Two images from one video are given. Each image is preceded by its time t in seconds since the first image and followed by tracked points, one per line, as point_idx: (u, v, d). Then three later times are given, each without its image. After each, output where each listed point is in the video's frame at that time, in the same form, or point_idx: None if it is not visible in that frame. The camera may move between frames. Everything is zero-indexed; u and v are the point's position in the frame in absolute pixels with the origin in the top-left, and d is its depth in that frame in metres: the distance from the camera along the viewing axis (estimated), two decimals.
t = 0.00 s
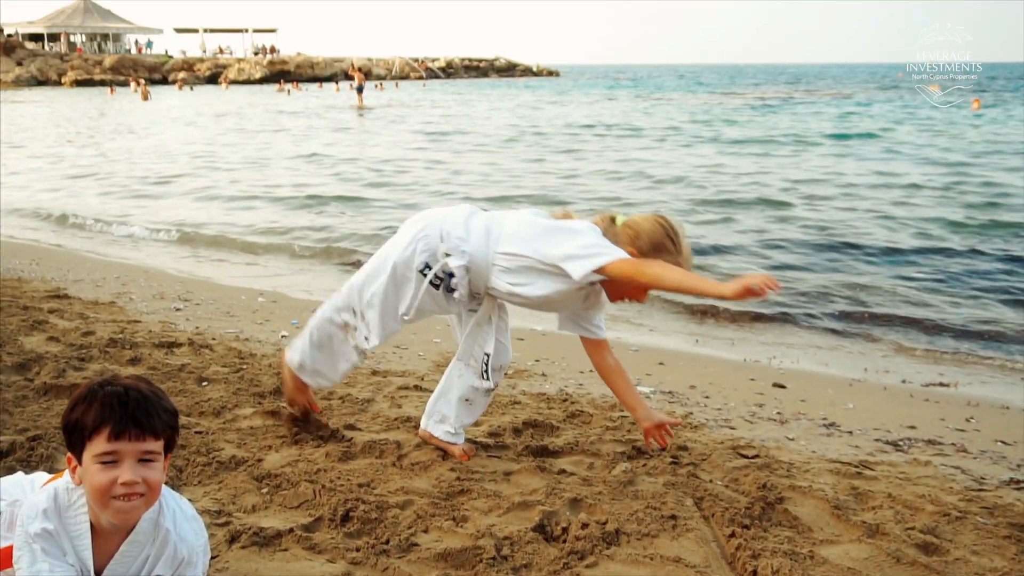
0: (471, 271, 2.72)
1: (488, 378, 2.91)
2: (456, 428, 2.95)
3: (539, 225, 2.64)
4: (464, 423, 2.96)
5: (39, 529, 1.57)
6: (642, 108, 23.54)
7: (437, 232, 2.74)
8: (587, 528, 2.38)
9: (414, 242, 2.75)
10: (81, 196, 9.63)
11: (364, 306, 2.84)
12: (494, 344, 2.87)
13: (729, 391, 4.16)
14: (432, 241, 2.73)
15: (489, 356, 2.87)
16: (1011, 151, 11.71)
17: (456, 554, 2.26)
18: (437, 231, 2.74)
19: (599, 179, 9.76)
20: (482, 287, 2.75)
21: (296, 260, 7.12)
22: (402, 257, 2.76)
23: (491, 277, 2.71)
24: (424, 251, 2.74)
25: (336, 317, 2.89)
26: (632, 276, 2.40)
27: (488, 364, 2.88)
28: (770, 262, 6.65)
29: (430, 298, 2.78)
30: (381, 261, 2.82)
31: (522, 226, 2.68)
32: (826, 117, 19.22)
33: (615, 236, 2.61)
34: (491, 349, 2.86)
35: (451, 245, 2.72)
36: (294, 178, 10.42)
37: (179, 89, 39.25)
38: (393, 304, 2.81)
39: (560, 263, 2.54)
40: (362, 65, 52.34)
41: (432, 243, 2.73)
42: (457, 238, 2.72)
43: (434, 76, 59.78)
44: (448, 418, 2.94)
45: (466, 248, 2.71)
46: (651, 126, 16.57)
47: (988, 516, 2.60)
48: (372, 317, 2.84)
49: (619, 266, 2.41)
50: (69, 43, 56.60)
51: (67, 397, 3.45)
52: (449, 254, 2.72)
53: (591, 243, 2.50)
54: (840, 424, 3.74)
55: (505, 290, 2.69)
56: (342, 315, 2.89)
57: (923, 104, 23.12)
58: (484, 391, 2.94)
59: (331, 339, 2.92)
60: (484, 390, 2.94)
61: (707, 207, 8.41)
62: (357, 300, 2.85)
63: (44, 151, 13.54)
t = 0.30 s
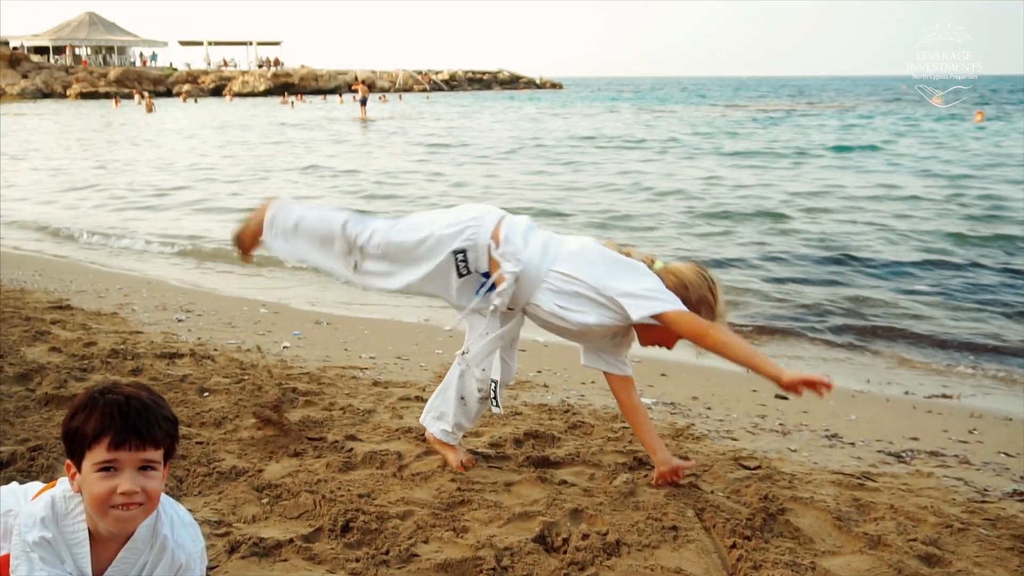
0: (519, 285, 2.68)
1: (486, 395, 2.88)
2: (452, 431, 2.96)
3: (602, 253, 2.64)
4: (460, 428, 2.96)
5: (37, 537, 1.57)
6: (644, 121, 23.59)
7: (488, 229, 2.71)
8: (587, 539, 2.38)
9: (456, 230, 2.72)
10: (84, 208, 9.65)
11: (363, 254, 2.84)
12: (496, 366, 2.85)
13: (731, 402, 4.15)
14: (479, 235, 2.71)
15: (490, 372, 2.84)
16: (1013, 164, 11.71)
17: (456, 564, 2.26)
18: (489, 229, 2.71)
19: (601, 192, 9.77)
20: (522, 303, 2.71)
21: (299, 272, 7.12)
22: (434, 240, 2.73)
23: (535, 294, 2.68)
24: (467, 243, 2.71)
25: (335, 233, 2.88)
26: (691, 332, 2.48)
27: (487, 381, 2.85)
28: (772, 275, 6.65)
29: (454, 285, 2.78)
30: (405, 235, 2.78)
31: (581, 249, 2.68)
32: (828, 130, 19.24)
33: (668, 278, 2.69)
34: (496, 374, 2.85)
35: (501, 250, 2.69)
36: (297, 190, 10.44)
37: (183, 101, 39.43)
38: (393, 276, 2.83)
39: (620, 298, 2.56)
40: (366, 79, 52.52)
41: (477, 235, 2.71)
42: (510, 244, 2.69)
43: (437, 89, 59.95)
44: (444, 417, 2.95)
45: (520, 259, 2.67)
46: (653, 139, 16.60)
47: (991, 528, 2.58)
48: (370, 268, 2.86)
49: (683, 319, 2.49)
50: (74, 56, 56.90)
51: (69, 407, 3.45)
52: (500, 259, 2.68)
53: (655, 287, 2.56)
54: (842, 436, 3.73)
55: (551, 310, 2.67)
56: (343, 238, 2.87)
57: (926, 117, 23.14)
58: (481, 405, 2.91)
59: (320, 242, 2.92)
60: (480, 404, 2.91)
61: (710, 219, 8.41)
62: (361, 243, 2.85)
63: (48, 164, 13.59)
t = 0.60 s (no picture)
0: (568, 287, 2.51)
1: (479, 378, 2.84)
2: (448, 411, 2.96)
3: (660, 283, 2.57)
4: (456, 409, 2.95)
5: (31, 541, 1.57)
6: (644, 131, 23.64)
7: (557, 221, 2.56)
8: (585, 546, 2.37)
9: (528, 204, 2.54)
10: (85, 218, 9.67)
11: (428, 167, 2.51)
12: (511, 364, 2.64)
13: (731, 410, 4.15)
14: (544, 221, 2.54)
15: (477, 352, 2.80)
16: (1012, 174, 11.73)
17: (452, 571, 2.25)
18: (559, 220, 2.56)
19: (601, 202, 9.78)
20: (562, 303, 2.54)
21: (298, 281, 7.13)
22: (498, 206, 2.54)
23: (580, 300, 2.53)
24: (531, 224, 2.54)
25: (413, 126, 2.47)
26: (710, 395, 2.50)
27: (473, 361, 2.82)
28: (772, 285, 6.65)
29: (494, 256, 2.61)
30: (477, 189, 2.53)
31: (639, 272, 2.58)
32: (826, 141, 19.29)
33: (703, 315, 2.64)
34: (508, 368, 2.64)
35: (563, 245, 2.54)
36: (298, 200, 10.46)
37: (185, 112, 39.55)
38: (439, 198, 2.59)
39: (660, 331, 2.47)
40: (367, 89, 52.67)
41: (544, 221, 2.54)
42: (572, 244, 2.55)
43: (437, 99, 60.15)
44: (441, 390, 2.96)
45: (579, 261, 2.52)
46: (652, 149, 16.65)
47: (990, 535, 2.57)
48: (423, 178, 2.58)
49: (707, 378, 2.48)
50: (77, 67, 57.08)
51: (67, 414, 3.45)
52: (560, 254, 2.52)
53: (695, 331, 2.48)
54: (842, 444, 3.72)
55: (592, 321, 2.54)
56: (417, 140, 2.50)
57: (925, 126, 23.20)
58: (469, 389, 2.88)
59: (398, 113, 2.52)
60: (470, 387, 2.88)
61: (709, 229, 8.42)
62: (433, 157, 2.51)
63: (49, 174, 13.62)
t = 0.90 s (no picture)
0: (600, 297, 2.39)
1: (485, 345, 2.63)
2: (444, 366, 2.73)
3: (690, 310, 2.49)
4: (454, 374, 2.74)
5: (20, 540, 1.57)
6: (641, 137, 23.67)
7: (610, 227, 2.44)
8: (579, 547, 2.37)
9: (596, 202, 2.41)
10: (83, 225, 9.67)
11: (550, 118, 2.28)
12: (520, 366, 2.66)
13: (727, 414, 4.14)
14: (599, 224, 2.42)
15: (490, 319, 2.59)
16: (1009, 181, 11.74)
17: (446, 572, 2.25)
18: (611, 227, 2.44)
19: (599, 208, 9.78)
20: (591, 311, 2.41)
21: (295, 286, 7.13)
22: (576, 190, 2.39)
23: (611, 309, 2.42)
24: (594, 221, 2.41)
25: (564, 73, 2.26)
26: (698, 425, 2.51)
27: (484, 326, 2.60)
28: (769, 291, 6.65)
29: (547, 231, 2.44)
30: (576, 166, 2.36)
31: (674, 293, 2.48)
32: (825, 147, 19.32)
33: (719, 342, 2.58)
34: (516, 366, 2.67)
35: (609, 251, 2.41)
36: (296, 206, 10.47)
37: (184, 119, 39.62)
38: (535, 152, 2.37)
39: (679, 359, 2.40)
40: (367, 96, 52.76)
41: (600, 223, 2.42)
42: (618, 251, 2.42)
43: (437, 106, 60.23)
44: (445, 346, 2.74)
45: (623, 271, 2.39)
46: (650, 155, 16.66)
47: (985, 536, 2.57)
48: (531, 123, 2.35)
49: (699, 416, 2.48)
50: (76, 74, 57.17)
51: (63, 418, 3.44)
52: (608, 259, 2.37)
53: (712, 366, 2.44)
54: (838, 447, 3.72)
55: (616, 332, 2.43)
56: (558, 84, 2.27)
57: (923, 133, 23.24)
58: (470, 353, 2.66)
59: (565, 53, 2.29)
60: (473, 353, 2.66)
61: (707, 235, 8.42)
62: (562, 113, 2.30)
63: (47, 181, 13.64)
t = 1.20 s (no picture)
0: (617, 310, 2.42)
1: (487, 306, 2.58)
2: (436, 308, 2.65)
3: (705, 328, 2.48)
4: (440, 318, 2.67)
5: (4, 533, 1.56)
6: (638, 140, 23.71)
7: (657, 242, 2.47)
8: (570, 543, 2.37)
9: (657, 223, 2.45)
10: (80, 228, 9.67)
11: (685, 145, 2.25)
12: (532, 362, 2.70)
13: (721, 413, 4.14)
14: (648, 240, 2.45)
15: (504, 285, 2.53)
16: (1004, 183, 11.76)
17: (436, 569, 2.24)
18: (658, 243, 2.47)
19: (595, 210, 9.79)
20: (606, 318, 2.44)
21: (292, 287, 7.12)
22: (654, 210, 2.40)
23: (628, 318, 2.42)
24: (651, 235, 2.45)
25: (721, 115, 2.23)
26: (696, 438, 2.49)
27: (495, 288, 2.54)
28: (765, 293, 6.66)
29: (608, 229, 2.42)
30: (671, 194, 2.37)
31: (694, 310, 2.48)
32: (821, 149, 19.35)
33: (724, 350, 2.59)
34: (531, 363, 2.69)
35: (645, 261, 2.43)
36: (292, 209, 10.48)
37: (182, 122, 39.64)
38: (648, 165, 2.32)
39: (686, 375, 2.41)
40: (366, 100, 52.82)
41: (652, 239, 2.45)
42: (652, 266, 2.43)
43: (435, 110, 60.28)
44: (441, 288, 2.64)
45: (648, 284, 2.40)
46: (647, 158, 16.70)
47: (977, 532, 2.57)
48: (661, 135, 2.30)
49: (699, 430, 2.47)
50: (74, 78, 57.26)
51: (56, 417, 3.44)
52: (640, 270, 2.40)
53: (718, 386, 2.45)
54: (831, 445, 3.72)
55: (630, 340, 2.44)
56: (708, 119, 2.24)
57: (919, 136, 23.31)
58: (474, 307, 2.60)
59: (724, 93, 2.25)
60: (470, 308, 2.61)
61: (703, 237, 8.43)
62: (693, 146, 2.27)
63: (44, 184, 13.64)
